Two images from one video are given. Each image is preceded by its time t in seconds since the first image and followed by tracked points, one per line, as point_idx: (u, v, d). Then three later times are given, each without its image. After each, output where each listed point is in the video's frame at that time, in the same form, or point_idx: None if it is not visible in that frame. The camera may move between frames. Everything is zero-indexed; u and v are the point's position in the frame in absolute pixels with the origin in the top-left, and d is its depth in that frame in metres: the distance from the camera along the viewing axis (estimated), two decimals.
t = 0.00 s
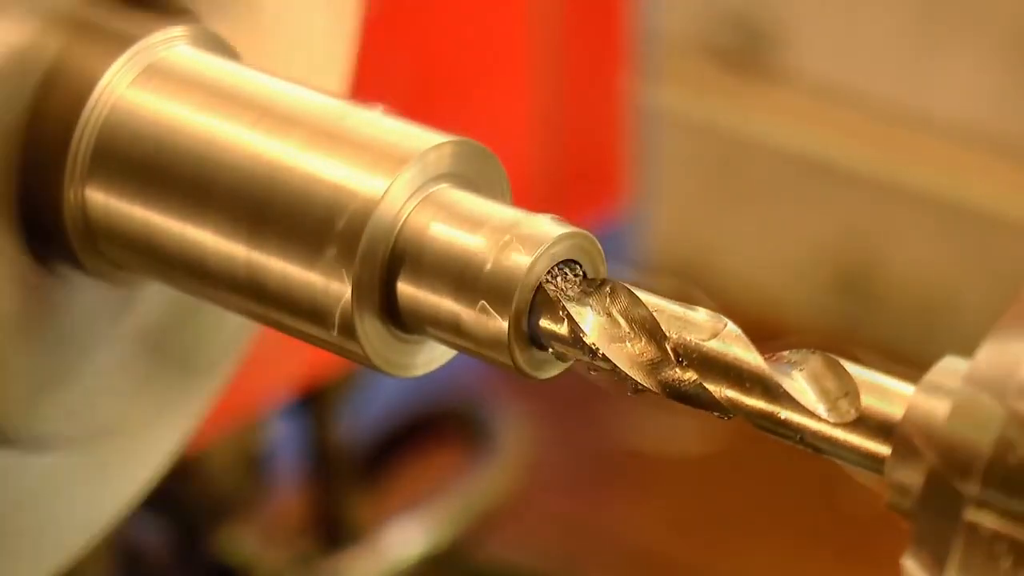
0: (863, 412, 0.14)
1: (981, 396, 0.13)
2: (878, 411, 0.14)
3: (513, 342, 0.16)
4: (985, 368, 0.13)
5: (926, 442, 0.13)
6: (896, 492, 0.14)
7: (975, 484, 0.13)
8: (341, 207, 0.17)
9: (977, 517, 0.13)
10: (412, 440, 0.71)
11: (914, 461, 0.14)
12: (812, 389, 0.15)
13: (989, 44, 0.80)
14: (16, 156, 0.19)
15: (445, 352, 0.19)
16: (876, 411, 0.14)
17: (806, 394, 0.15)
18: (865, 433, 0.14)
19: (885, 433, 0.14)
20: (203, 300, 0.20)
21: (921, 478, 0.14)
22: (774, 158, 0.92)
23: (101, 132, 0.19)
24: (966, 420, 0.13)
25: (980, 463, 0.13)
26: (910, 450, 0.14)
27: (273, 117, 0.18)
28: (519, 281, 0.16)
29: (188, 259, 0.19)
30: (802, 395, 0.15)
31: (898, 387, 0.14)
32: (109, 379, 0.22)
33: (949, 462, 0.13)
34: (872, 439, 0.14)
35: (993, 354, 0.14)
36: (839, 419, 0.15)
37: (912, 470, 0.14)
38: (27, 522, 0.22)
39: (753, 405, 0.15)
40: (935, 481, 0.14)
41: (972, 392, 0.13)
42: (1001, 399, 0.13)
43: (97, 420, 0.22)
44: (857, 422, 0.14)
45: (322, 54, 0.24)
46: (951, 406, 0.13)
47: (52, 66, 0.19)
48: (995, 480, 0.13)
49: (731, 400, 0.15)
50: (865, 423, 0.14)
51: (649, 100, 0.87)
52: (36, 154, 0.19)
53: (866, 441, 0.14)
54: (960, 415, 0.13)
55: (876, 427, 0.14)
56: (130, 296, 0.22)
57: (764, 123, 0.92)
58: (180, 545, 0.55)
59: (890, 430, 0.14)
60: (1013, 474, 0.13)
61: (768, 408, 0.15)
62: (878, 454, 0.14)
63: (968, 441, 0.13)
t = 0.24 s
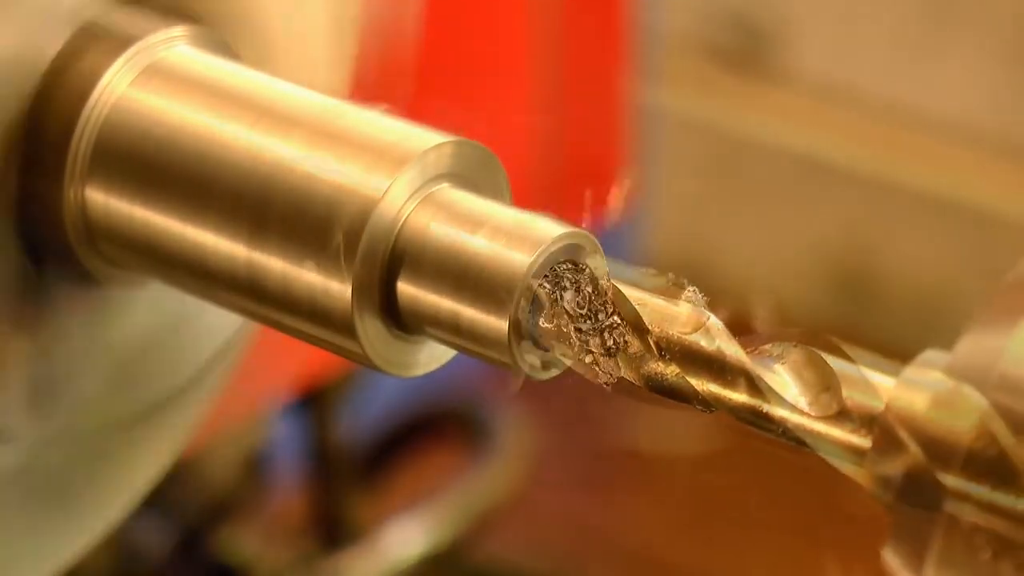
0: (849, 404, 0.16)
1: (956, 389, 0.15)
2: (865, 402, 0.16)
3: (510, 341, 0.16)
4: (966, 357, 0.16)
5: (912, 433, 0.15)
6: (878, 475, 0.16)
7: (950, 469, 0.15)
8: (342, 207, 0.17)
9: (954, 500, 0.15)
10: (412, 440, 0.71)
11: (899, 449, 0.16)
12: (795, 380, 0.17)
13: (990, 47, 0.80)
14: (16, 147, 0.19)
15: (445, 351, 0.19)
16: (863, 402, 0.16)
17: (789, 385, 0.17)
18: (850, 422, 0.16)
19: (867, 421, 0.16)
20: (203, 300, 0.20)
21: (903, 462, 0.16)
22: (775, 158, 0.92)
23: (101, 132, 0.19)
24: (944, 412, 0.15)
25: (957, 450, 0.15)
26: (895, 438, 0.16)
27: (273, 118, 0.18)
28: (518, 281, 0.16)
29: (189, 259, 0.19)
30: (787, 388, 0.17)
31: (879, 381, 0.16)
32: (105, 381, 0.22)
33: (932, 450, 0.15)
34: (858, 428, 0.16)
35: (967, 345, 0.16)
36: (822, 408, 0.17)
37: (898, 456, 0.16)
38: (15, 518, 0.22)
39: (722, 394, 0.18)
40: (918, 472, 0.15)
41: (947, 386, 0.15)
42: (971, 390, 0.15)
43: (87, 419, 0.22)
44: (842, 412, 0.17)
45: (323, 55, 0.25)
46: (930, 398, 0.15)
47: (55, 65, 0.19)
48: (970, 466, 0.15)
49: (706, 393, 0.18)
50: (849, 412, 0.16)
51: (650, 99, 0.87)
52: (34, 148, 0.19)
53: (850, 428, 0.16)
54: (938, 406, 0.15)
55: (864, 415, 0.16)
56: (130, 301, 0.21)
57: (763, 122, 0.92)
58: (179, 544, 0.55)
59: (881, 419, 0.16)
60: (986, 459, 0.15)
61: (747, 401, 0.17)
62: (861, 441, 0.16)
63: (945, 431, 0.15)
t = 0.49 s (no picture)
0: (832, 390, 0.16)
1: (931, 384, 0.15)
2: (845, 386, 0.16)
3: (512, 342, 0.16)
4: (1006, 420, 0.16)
5: (892, 428, 0.15)
6: (851, 464, 0.16)
7: (931, 462, 0.15)
8: (342, 207, 0.17)
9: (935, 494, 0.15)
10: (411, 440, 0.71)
11: (880, 442, 0.15)
12: (762, 358, 0.16)
13: (993, 49, 0.80)
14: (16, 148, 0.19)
15: (445, 351, 0.19)
16: (845, 387, 0.16)
17: (764, 369, 0.16)
18: (828, 409, 0.16)
19: (853, 408, 0.16)
20: (203, 301, 0.20)
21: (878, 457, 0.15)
22: (774, 160, 0.92)
23: (101, 133, 0.19)
24: (924, 409, 0.15)
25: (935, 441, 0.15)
26: (875, 430, 0.15)
27: (274, 118, 0.18)
28: (518, 281, 0.16)
29: (188, 260, 0.19)
30: (759, 369, 0.16)
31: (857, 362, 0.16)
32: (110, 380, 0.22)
33: (913, 444, 0.15)
34: (832, 417, 0.16)
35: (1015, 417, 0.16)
36: (796, 391, 0.16)
37: (877, 450, 0.15)
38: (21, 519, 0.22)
39: (684, 380, 0.16)
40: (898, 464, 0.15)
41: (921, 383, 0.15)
42: (950, 387, 0.15)
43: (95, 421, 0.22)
44: (820, 400, 0.16)
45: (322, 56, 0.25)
46: (905, 390, 0.15)
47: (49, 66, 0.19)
48: (951, 459, 0.15)
49: (669, 380, 0.16)
50: (831, 401, 0.16)
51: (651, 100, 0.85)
52: (34, 145, 0.19)
53: (827, 417, 0.16)
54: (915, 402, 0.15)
55: (845, 402, 0.16)
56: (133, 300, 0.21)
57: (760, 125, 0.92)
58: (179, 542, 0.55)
59: (864, 410, 0.15)
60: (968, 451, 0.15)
61: (710, 390, 0.16)
62: (839, 431, 0.16)
63: (929, 426, 0.15)
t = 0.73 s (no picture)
0: (801, 378, 0.16)
1: (903, 372, 0.15)
2: (814, 374, 0.16)
3: (512, 343, 0.16)
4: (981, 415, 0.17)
5: (860, 415, 0.15)
6: (824, 454, 0.16)
7: (905, 452, 0.15)
8: (342, 207, 0.17)
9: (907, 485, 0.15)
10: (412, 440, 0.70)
11: (852, 433, 0.15)
12: (740, 352, 0.16)
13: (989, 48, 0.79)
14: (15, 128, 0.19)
15: (445, 352, 0.19)
16: (814, 375, 0.16)
17: (732, 357, 0.16)
18: (799, 399, 0.16)
19: (823, 396, 0.15)
20: (205, 301, 0.20)
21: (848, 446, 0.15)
22: (770, 157, 0.88)
23: (101, 132, 0.19)
24: (894, 397, 0.15)
25: (902, 432, 0.15)
26: (845, 420, 0.15)
27: (274, 119, 0.18)
28: (519, 280, 0.16)
29: (188, 259, 0.18)
30: (732, 361, 0.16)
31: (833, 352, 0.16)
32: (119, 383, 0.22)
33: (882, 433, 0.15)
34: (804, 406, 0.16)
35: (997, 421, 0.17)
36: (768, 381, 0.16)
37: (848, 441, 0.15)
38: (28, 516, 0.22)
39: (652, 370, 0.16)
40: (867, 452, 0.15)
41: (893, 370, 0.15)
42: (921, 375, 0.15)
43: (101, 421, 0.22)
44: (790, 389, 0.16)
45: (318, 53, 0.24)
46: (872, 378, 0.15)
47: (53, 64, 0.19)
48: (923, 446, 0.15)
49: (633, 370, 0.16)
50: (801, 390, 0.16)
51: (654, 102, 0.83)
52: (29, 139, 0.19)
53: (798, 408, 0.16)
54: (887, 390, 0.15)
55: (814, 391, 0.15)
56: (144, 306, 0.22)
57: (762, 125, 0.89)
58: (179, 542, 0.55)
59: (833, 398, 0.15)
60: (939, 442, 0.15)
61: (674, 380, 0.16)
62: (810, 421, 0.16)
63: (897, 413, 0.15)
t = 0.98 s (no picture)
0: (869, 408, 0.17)
1: (973, 397, 0.16)
2: (883, 403, 0.17)
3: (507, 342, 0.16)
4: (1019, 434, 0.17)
5: (926, 441, 0.16)
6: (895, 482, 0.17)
7: (976, 480, 0.16)
8: (342, 206, 0.17)
9: (970, 510, 0.16)
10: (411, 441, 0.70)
11: (916, 459, 0.16)
12: (800, 373, 0.17)
13: (988, 48, 0.78)
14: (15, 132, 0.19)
15: (444, 352, 0.19)
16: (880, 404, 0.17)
17: (796, 384, 0.17)
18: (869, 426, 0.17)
19: (891, 426, 0.16)
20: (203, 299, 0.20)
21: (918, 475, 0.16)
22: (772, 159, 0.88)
23: (101, 131, 0.19)
24: (962, 422, 0.16)
25: (970, 457, 0.16)
26: (912, 446, 0.16)
27: (276, 118, 0.18)
28: (518, 279, 0.16)
29: (188, 258, 0.18)
30: (793, 386, 0.17)
31: (894, 378, 0.17)
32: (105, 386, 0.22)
33: (948, 458, 0.16)
34: (870, 431, 0.17)
35: None
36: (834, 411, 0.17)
37: (914, 467, 0.16)
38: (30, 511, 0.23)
39: (719, 398, 0.16)
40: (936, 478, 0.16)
41: (964, 396, 0.16)
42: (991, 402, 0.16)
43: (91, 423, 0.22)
44: (858, 417, 0.17)
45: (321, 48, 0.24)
46: (942, 403, 0.16)
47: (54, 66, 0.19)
48: (993, 477, 0.16)
49: (700, 398, 0.16)
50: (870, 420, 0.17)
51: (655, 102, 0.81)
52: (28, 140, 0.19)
53: (865, 431, 0.17)
54: (955, 414, 0.16)
55: (882, 419, 0.16)
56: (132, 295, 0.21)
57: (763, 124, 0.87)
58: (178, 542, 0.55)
59: (900, 424, 0.16)
60: (1005, 466, 0.16)
61: (739, 406, 0.16)
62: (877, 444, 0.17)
63: (968, 439, 0.16)
